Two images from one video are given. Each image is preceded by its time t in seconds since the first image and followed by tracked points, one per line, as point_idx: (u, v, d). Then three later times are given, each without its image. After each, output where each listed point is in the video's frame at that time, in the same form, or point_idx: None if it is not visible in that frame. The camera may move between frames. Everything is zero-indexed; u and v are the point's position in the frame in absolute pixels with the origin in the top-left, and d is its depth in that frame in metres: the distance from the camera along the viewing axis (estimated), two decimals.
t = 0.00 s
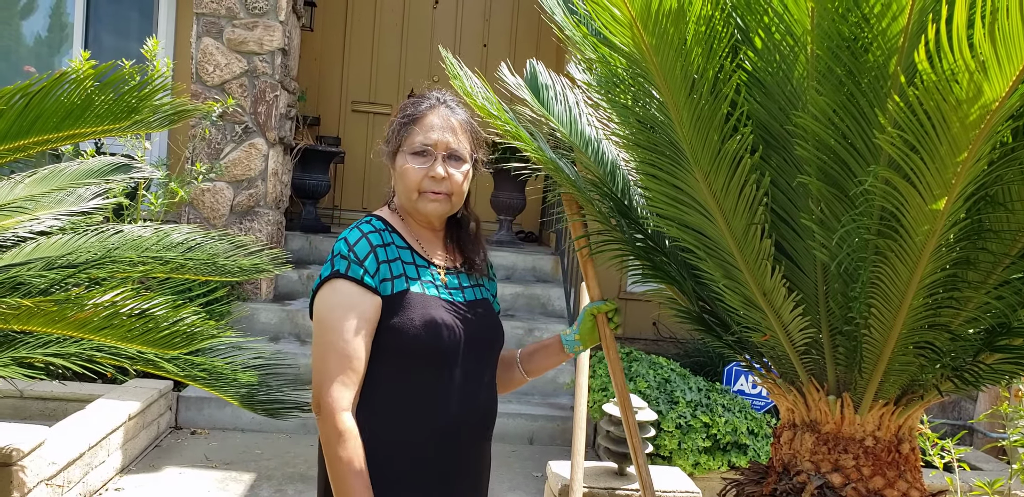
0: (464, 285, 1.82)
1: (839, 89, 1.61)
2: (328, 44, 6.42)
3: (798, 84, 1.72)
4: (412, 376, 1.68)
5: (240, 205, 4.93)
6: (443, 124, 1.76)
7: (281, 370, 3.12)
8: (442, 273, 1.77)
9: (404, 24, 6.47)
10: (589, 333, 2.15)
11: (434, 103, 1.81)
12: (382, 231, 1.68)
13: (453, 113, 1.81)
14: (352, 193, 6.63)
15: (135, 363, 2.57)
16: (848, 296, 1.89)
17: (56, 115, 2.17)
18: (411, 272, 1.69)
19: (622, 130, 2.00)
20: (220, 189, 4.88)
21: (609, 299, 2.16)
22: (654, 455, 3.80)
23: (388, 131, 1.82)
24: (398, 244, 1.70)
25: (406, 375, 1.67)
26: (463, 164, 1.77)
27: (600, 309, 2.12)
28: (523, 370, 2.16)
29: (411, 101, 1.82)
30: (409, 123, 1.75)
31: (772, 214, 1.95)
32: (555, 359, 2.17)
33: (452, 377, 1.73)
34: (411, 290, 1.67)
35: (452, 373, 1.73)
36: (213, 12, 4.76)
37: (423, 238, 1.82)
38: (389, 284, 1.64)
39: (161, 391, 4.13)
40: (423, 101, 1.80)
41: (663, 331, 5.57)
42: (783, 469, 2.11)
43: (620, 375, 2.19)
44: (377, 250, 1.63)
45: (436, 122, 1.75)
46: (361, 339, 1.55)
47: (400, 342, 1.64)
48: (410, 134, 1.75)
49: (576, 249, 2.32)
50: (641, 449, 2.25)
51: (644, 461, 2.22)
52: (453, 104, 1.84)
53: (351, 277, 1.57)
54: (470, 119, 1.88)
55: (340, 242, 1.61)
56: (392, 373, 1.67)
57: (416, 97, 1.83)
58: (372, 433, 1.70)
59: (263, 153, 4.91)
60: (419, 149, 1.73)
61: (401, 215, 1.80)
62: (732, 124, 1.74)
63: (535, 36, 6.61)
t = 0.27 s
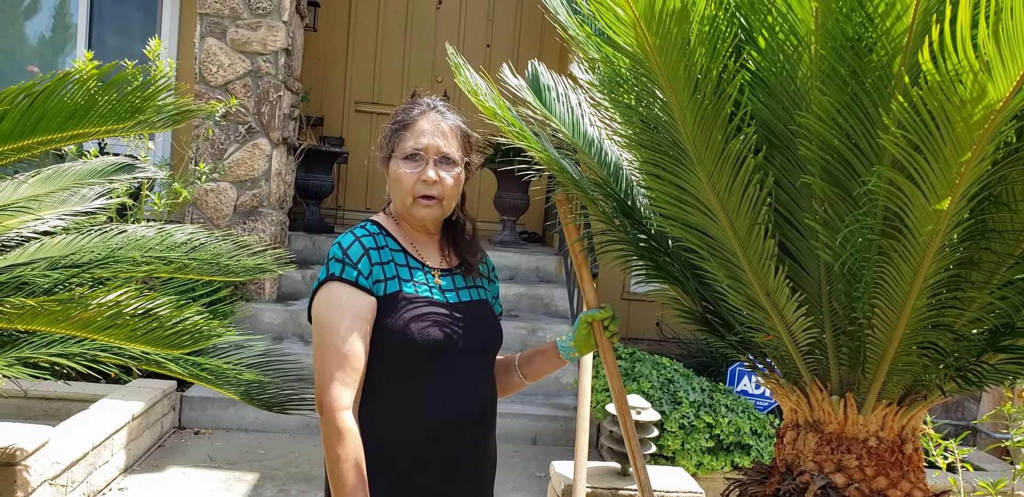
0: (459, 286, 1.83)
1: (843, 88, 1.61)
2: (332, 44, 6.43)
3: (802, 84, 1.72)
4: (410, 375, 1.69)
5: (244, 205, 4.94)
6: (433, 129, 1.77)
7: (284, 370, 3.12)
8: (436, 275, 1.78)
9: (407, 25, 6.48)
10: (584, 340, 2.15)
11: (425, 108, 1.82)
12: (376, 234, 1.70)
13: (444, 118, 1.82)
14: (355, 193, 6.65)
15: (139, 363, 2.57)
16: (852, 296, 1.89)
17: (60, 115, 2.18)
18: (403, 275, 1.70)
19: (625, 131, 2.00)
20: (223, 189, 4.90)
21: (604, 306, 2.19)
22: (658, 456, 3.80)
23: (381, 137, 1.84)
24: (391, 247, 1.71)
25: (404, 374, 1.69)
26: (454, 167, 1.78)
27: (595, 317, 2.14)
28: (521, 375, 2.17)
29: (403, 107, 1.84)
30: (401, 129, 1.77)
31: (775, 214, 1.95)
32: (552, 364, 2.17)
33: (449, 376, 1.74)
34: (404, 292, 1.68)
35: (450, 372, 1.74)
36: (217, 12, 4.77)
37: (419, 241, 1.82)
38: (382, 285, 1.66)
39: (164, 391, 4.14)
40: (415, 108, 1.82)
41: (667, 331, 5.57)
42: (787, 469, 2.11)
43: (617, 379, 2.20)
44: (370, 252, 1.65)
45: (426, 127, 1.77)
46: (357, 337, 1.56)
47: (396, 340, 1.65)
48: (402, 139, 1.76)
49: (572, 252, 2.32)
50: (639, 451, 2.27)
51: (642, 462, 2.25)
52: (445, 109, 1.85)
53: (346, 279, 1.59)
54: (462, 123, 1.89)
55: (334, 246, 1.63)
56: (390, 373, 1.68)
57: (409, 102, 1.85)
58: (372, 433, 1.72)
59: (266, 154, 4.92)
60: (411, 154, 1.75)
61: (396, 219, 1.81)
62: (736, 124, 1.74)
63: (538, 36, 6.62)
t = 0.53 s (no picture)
0: (457, 284, 1.82)
1: (846, 84, 1.61)
2: (333, 42, 6.43)
3: (804, 80, 1.72)
4: (410, 374, 1.70)
5: (245, 203, 4.94)
6: (432, 130, 1.77)
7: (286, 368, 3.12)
8: (433, 273, 1.78)
9: (408, 22, 6.48)
10: (586, 337, 2.14)
11: (422, 110, 1.83)
12: (374, 234, 1.71)
13: (441, 119, 1.82)
14: (356, 192, 6.65)
15: (145, 360, 2.57)
16: (854, 292, 1.89)
17: (60, 112, 2.18)
18: (400, 273, 1.70)
19: (627, 128, 2.00)
20: (224, 187, 4.90)
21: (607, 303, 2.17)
22: (659, 453, 3.80)
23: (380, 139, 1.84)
24: (388, 246, 1.72)
25: (404, 373, 1.70)
26: (452, 167, 1.78)
27: (597, 313, 2.12)
28: (523, 372, 2.16)
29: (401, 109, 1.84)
30: (399, 130, 1.77)
31: (777, 211, 1.95)
32: (553, 361, 2.16)
33: (449, 375, 1.74)
34: (401, 290, 1.68)
35: (449, 370, 1.74)
36: (218, 10, 4.77)
37: (417, 241, 1.82)
38: (378, 284, 1.66)
39: (166, 389, 4.14)
40: (412, 109, 1.82)
41: (668, 329, 5.57)
42: (789, 467, 2.10)
43: (619, 376, 2.20)
44: (366, 252, 1.67)
45: (423, 128, 1.77)
46: (354, 335, 1.58)
47: (394, 339, 1.66)
48: (400, 141, 1.76)
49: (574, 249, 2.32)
50: (641, 448, 2.27)
51: (644, 459, 2.25)
52: (442, 110, 1.86)
53: (341, 279, 1.60)
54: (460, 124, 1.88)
55: (331, 247, 1.65)
56: (390, 371, 1.69)
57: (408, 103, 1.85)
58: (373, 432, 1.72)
59: (267, 152, 4.92)
60: (409, 154, 1.75)
61: (395, 221, 1.81)
62: (738, 120, 1.74)
63: (540, 34, 6.62)
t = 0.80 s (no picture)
0: (462, 279, 1.82)
1: (849, 80, 1.60)
2: (333, 37, 6.41)
3: (806, 75, 1.71)
4: (412, 369, 1.70)
5: (245, 199, 4.93)
6: (436, 124, 1.77)
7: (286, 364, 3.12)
8: (439, 269, 1.78)
9: (409, 17, 6.46)
10: (591, 334, 2.14)
11: (427, 103, 1.83)
12: (380, 229, 1.72)
13: (447, 113, 1.82)
14: (356, 187, 6.64)
15: (144, 355, 2.57)
16: (856, 289, 1.88)
17: (59, 107, 2.17)
18: (405, 269, 1.71)
19: (628, 123, 1.99)
20: (224, 183, 4.89)
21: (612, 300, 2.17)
22: (659, 450, 3.81)
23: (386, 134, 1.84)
24: (395, 241, 1.73)
25: (407, 367, 1.69)
26: (458, 159, 1.77)
27: (602, 311, 2.11)
28: (528, 367, 2.16)
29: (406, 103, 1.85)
30: (404, 124, 1.78)
31: (779, 207, 1.94)
32: (557, 358, 2.16)
33: (452, 370, 1.74)
34: (407, 286, 1.68)
35: (452, 366, 1.74)
36: (217, 5, 4.76)
37: (424, 236, 1.82)
38: (383, 279, 1.67)
39: (165, 384, 4.14)
40: (417, 103, 1.83)
41: (668, 326, 5.57)
42: (789, 463, 2.10)
43: (623, 372, 2.20)
44: (373, 246, 1.67)
45: (429, 120, 1.78)
46: (355, 329, 1.59)
47: (397, 334, 1.66)
48: (406, 134, 1.77)
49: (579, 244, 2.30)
50: (643, 443, 2.28)
51: (646, 453, 2.26)
52: (448, 104, 1.86)
53: (347, 273, 1.61)
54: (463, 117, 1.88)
55: (337, 240, 1.65)
56: (393, 366, 1.69)
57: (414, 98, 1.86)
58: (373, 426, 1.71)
59: (267, 147, 4.91)
60: (415, 147, 1.75)
61: (402, 215, 1.81)
62: (740, 116, 1.73)
63: (540, 30, 6.60)
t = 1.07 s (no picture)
0: (463, 273, 1.81)
1: (850, 75, 1.60)
2: (331, 31, 6.39)
3: (807, 71, 1.70)
4: (412, 362, 1.70)
5: (242, 192, 4.92)
6: (432, 114, 1.77)
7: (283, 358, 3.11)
8: (440, 262, 1.77)
9: (407, 11, 6.44)
10: (596, 327, 2.15)
11: (423, 95, 1.83)
12: (380, 222, 1.71)
13: (443, 103, 1.81)
14: (354, 181, 6.63)
15: (139, 347, 2.55)
16: (855, 285, 1.88)
17: (55, 98, 2.16)
18: (405, 262, 1.70)
19: (628, 118, 1.98)
20: (221, 176, 4.87)
21: (615, 295, 2.18)
22: (656, 445, 3.81)
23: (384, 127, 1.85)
24: (395, 234, 1.72)
25: (407, 361, 1.69)
26: (455, 150, 1.77)
27: (606, 304, 2.13)
28: (532, 361, 2.15)
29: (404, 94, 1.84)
30: (400, 116, 1.78)
31: (779, 203, 1.94)
32: (561, 351, 2.16)
33: (452, 364, 1.74)
34: (407, 279, 1.68)
35: (453, 360, 1.73)
36: None
37: (424, 229, 1.82)
38: (382, 273, 1.66)
39: (162, 378, 4.13)
40: (414, 94, 1.82)
41: (666, 321, 5.57)
42: (787, 459, 2.10)
43: (627, 366, 2.20)
44: (372, 240, 1.66)
45: (424, 112, 1.77)
46: (354, 321, 1.60)
47: (396, 328, 1.66)
48: (401, 127, 1.77)
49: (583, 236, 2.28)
50: (645, 437, 2.28)
51: (648, 448, 2.25)
52: (443, 94, 1.85)
53: (347, 266, 1.61)
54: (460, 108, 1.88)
55: (337, 233, 1.65)
56: (392, 359, 1.69)
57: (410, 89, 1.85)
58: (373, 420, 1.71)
59: (265, 140, 4.89)
60: (411, 140, 1.75)
61: (402, 208, 1.81)
62: (741, 110, 1.73)
63: (539, 24, 6.58)
